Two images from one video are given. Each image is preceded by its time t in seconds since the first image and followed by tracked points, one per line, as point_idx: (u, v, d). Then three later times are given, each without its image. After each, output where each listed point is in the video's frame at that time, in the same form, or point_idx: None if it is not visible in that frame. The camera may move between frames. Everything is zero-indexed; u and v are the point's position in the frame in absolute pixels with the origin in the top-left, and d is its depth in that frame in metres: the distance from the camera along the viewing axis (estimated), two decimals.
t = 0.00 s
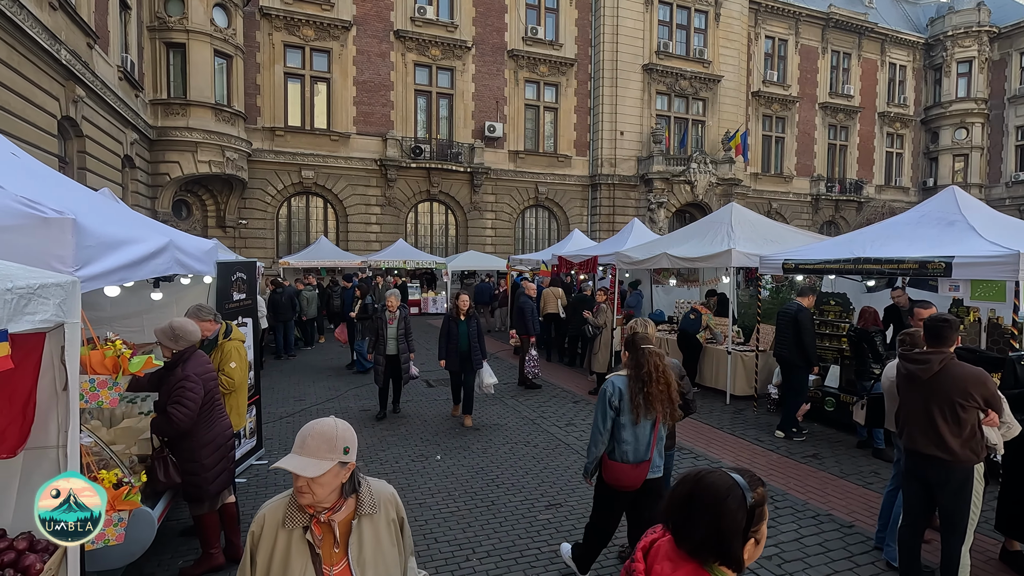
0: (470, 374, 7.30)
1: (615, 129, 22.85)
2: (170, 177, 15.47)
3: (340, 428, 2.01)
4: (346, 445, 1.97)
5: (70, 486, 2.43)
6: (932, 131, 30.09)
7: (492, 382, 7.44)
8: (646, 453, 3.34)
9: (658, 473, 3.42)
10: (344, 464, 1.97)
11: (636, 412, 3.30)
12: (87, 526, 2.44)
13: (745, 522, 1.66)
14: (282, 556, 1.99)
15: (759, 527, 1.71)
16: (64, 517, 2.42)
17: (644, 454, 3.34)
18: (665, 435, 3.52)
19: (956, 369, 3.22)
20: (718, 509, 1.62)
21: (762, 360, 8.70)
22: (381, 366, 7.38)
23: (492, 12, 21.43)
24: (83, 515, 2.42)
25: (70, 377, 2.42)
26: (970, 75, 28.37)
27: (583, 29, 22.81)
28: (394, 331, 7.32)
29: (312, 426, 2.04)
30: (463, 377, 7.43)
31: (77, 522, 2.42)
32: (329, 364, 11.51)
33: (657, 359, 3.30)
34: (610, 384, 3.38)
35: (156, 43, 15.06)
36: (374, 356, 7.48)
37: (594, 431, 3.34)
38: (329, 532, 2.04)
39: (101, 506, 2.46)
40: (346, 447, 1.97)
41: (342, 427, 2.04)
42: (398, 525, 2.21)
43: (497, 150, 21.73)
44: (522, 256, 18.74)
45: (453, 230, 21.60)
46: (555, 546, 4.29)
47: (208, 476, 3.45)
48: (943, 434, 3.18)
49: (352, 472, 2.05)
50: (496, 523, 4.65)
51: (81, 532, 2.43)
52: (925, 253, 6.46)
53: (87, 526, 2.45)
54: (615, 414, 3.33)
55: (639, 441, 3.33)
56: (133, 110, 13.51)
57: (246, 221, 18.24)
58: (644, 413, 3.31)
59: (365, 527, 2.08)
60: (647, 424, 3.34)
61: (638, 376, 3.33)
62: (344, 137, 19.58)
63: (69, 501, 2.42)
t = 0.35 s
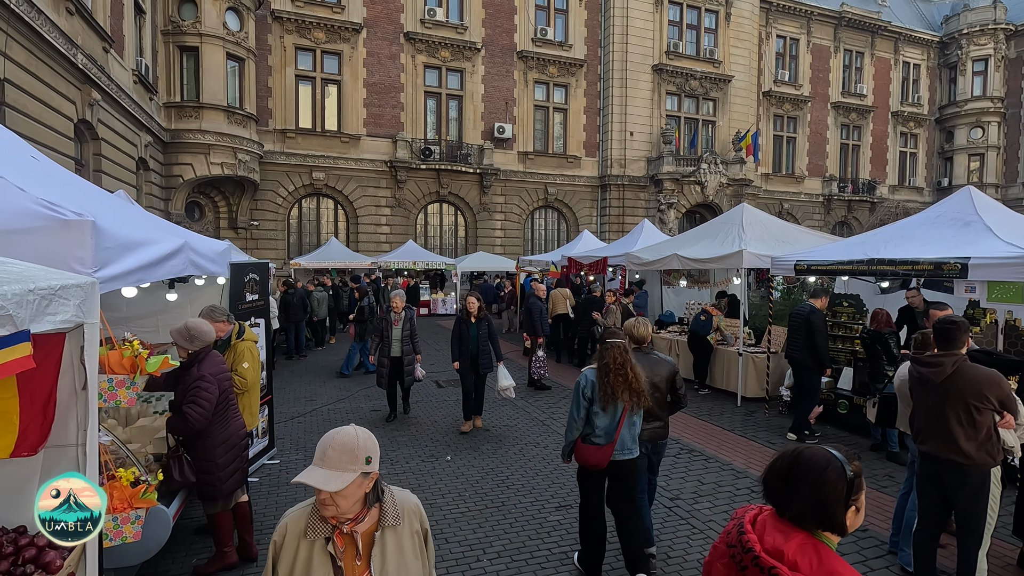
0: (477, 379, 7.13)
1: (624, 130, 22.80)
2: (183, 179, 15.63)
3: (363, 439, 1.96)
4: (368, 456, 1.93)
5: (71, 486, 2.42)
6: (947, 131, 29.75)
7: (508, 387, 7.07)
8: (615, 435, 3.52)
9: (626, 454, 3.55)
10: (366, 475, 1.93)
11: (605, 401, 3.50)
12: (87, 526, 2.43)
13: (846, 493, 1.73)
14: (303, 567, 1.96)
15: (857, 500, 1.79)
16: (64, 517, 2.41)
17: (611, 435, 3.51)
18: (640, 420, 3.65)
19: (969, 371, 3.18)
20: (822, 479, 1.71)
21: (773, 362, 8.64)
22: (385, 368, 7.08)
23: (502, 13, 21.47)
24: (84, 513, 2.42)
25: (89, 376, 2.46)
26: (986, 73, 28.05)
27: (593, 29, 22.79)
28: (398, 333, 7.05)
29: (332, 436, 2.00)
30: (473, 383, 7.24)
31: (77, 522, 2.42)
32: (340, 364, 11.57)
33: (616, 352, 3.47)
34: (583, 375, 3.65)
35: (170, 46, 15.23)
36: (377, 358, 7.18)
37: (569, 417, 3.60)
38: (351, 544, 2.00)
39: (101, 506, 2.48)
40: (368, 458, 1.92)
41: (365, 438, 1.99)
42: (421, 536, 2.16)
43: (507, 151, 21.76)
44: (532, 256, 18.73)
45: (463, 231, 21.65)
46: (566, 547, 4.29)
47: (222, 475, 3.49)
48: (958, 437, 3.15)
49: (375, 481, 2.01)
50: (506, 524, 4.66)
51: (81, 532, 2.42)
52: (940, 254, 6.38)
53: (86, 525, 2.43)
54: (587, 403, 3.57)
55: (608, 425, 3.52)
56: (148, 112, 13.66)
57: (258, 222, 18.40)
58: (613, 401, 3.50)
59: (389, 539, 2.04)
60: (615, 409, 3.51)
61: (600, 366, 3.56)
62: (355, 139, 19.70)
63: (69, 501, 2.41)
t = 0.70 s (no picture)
0: (482, 385, 6.92)
1: (633, 131, 22.76)
2: (195, 181, 15.77)
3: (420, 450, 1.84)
4: (429, 467, 1.80)
5: (71, 485, 2.55)
6: (960, 131, 29.47)
7: (513, 394, 6.69)
8: (608, 424, 3.79)
9: (619, 442, 3.83)
10: (425, 487, 1.81)
11: (597, 393, 3.79)
12: (87, 526, 2.55)
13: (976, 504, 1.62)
14: None
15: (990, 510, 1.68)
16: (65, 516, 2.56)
17: (605, 425, 3.77)
18: (629, 410, 3.94)
19: (976, 373, 3.15)
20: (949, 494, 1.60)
21: (783, 364, 8.59)
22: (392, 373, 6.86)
23: (510, 15, 21.51)
24: (84, 513, 2.55)
25: (104, 376, 2.51)
26: (1000, 72, 27.76)
27: (601, 31, 22.78)
28: (406, 336, 6.89)
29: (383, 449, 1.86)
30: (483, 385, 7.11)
31: (77, 522, 2.53)
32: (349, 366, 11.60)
33: (603, 346, 3.78)
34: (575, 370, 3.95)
35: (182, 50, 15.40)
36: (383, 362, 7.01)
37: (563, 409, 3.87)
38: (406, 562, 1.86)
39: (101, 506, 2.58)
40: (429, 470, 1.80)
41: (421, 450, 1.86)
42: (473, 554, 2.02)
43: (515, 153, 21.79)
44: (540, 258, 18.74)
45: (471, 233, 21.69)
46: (575, 548, 4.29)
47: (231, 476, 3.52)
48: (964, 441, 3.13)
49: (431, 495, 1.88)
50: (515, 525, 4.68)
51: (81, 532, 2.54)
52: (954, 255, 6.31)
53: (86, 525, 2.55)
54: (580, 395, 3.85)
55: (601, 415, 3.79)
56: (160, 116, 13.80)
57: (269, 224, 18.55)
58: (603, 393, 3.79)
59: (444, 556, 1.90)
60: (607, 400, 3.80)
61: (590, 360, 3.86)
62: (364, 141, 19.80)
63: (69, 501, 2.54)
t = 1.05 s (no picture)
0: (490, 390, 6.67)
1: (641, 132, 22.71)
2: (205, 183, 15.91)
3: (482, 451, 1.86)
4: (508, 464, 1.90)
5: (71, 485, 2.63)
6: (972, 131, 29.21)
7: (513, 399, 6.76)
8: (617, 416, 4.02)
9: (626, 433, 4.07)
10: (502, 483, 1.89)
11: (608, 386, 4.01)
12: (87, 526, 2.62)
13: None
14: None
15: None
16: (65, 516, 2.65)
17: (614, 417, 4.01)
18: (634, 402, 4.18)
19: (989, 376, 3.12)
20: None
21: (793, 366, 8.54)
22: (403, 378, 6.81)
23: (518, 17, 21.55)
24: (84, 513, 2.62)
25: (119, 378, 2.54)
26: (1013, 71, 27.51)
27: (609, 32, 22.76)
28: (416, 339, 6.78)
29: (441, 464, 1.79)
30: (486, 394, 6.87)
31: (77, 522, 2.62)
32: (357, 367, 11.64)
33: (616, 343, 3.96)
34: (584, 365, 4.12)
35: (193, 54, 15.53)
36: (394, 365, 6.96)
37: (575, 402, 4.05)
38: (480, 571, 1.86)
39: (100, 505, 2.65)
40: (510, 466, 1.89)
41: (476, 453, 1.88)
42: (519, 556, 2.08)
43: (523, 154, 21.79)
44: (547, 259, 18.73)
45: (479, 234, 21.72)
46: (584, 550, 4.29)
47: (241, 477, 3.53)
48: (977, 443, 3.10)
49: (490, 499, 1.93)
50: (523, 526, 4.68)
51: (81, 531, 2.62)
52: (967, 257, 6.24)
53: (86, 525, 2.63)
54: (591, 389, 4.05)
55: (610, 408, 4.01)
56: (171, 119, 13.94)
57: (278, 225, 18.67)
58: (613, 387, 4.02)
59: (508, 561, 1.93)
60: (616, 394, 4.02)
61: (602, 356, 4.04)
62: (372, 143, 19.89)
63: (69, 501, 2.62)
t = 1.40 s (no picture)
0: (495, 395, 6.56)
1: (649, 134, 22.66)
2: (215, 186, 16.04)
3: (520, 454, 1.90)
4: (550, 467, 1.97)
5: (71, 485, 2.67)
6: (984, 131, 28.96)
7: (519, 405, 6.60)
8: (620, 408, 4.35)
9: (629, 424, 4.39)
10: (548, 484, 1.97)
11: (616, 378, 4.37)
12: (87, 526, 2.66)
13: None
14: None
15: None
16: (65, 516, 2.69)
17: (617, 408, 4.34)
18: (639, 397, 4.51)
19: (1010, 380, 3.09)
20: None
21: (803, 368, 8.50)
22: (411, 380, 6.76)
23: (525, 19, 21.58)
24: (84, 513, 2.66)
25: (134, 378, 2.57)
26: None
27: (616, 33, 22.74)
28: (425, 343, 6.67)
29: (493, 477, 1.77)
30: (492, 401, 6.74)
31: (77, 522, 2.66)
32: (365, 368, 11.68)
33: (630, 340, 4.31)
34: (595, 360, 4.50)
35: (203, 57, 15.65)
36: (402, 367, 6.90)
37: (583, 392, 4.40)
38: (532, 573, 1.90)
39: (100, 506, 2.68)
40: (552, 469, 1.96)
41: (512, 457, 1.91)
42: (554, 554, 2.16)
43: (530, 156, 21.80)
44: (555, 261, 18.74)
45: (486, 236, 21.75)
46: (593, 553, 4.28)
47: (253, 478, 3.55)
48: (998, 448, 3.07)
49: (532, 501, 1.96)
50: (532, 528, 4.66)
51: (81, 531, 2.65)
52: (980, 259, 6.18)
53: (86, 525, 2.66)
54: (598, 381, 4.40)
55: (615, 399, 4.35)
56: (182, 122, 14.06)
57: (286, 227, 18.78)
58: (620, 379, 4.37)
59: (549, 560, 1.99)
60: (622, 386, 4.37)
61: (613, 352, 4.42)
62: (380, 146, 19.97)
63: (70, 501, 2.67)
